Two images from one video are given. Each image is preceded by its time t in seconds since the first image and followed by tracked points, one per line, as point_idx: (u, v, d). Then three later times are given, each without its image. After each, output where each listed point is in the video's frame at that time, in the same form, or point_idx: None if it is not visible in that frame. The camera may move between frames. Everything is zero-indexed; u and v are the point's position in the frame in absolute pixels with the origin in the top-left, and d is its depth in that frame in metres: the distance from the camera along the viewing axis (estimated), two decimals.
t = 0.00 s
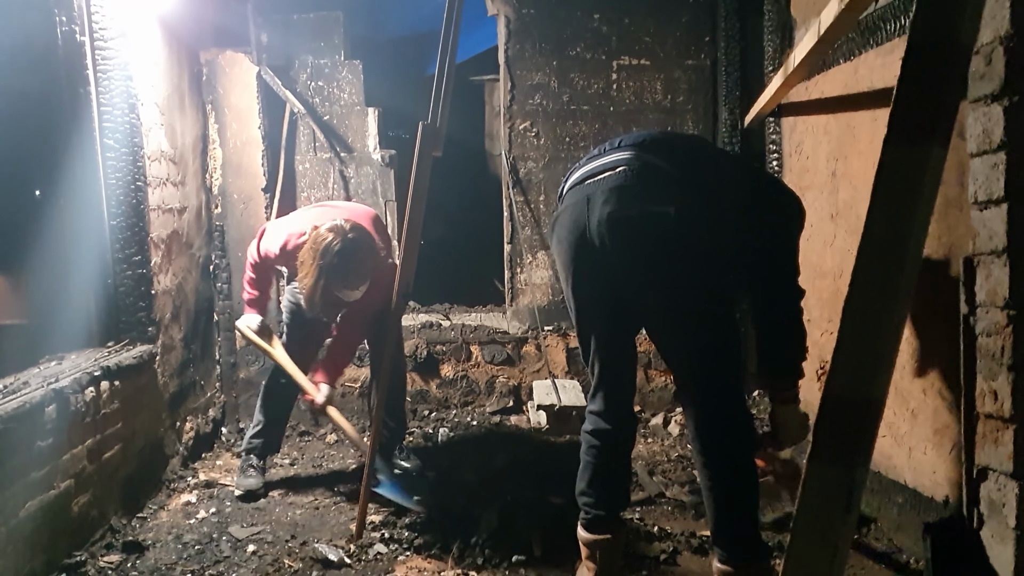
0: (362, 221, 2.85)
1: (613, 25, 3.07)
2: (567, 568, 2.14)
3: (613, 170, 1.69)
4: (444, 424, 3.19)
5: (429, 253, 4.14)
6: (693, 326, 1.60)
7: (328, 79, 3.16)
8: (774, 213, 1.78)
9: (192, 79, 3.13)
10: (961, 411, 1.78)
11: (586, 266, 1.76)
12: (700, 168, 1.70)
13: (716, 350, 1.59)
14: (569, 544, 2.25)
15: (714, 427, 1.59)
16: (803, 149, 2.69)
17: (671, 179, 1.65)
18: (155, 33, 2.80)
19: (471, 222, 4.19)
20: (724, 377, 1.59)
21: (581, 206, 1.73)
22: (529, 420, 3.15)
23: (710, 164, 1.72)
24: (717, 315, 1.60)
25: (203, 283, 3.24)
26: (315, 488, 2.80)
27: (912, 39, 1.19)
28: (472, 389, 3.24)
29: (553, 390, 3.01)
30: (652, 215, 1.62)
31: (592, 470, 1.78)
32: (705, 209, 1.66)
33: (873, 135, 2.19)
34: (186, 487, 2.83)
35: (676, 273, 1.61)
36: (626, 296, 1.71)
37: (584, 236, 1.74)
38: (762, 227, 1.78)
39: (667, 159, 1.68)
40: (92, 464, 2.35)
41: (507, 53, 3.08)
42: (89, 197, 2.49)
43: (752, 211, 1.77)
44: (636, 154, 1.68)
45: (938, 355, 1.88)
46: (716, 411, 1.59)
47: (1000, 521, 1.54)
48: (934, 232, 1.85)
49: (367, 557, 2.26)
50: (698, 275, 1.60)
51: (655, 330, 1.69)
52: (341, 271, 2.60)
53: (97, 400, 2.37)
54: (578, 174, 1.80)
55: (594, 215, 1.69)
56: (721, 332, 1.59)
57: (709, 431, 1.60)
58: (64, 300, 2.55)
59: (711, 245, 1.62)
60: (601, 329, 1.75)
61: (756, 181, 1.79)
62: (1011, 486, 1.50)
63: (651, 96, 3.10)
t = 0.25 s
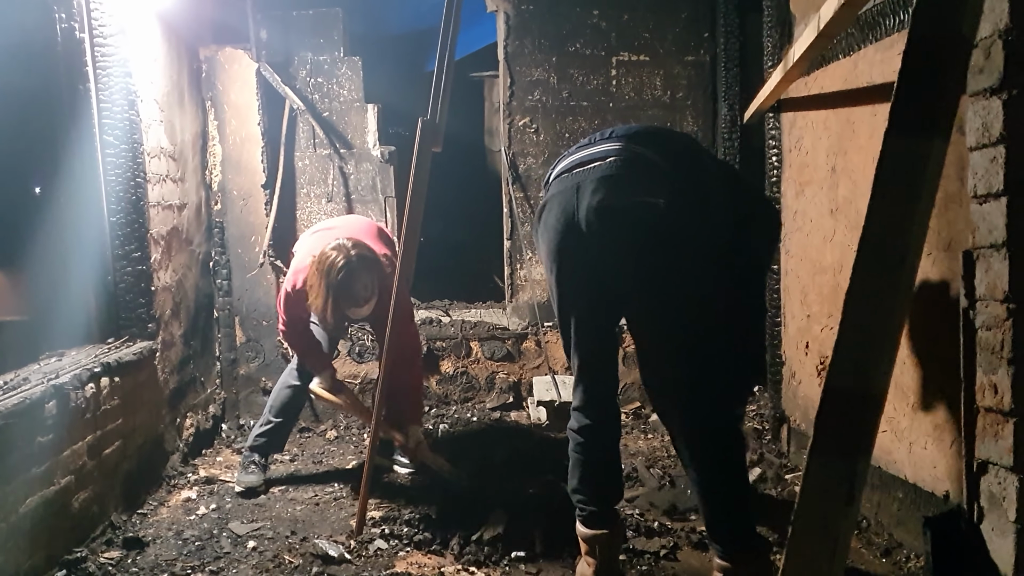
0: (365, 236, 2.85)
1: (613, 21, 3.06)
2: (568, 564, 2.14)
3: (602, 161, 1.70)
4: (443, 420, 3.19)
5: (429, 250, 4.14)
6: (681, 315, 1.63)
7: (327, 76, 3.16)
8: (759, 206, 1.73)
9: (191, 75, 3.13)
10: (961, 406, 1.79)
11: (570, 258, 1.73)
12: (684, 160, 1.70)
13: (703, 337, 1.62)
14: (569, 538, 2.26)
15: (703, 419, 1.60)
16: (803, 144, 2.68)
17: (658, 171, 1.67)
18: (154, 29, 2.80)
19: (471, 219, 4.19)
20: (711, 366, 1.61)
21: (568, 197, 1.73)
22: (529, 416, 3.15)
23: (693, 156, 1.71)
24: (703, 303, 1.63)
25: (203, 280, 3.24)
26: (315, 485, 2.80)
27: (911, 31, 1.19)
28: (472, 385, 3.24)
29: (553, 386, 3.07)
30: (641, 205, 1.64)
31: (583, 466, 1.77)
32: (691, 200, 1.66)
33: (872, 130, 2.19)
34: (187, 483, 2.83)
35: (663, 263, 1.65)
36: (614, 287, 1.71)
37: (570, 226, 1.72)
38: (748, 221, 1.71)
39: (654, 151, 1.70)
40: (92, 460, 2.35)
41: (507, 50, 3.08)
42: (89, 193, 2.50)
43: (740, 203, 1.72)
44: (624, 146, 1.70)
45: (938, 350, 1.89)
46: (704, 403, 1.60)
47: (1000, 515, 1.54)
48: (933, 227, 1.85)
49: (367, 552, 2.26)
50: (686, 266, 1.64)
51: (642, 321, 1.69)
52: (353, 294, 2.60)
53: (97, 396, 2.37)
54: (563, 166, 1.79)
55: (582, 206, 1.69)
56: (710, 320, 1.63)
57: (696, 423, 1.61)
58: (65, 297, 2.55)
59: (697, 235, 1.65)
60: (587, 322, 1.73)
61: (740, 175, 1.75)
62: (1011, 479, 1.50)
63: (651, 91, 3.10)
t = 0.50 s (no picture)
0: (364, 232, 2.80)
1: (612, 14, 3.06)
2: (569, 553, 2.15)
3: (599, 149, 1.68)
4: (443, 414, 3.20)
5: (429, 244, 4.14)
6: (676, 304, 1.66)
7: (325, 69, 3.16)
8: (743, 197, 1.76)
9: (189, 69, 3.12)
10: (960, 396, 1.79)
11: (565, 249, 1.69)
12: (680, 148, 1.68)
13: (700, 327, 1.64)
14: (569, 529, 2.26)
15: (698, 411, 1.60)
16: (803, 136, 2.68)
17: (656, 159, 1.66)
18: (152, 23, 2.79)
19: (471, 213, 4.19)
20: (708, 356, 1.63)
21: (564, 186, 1.70)
22: (530, 409, 3.15)
23: (689, 145, 1.69)
24: (700, 292, 1.66)
25: (202, 274, 3.24)
26: (316, 478, 2.81)
27: (911, 17, 1.19)
28: (472, 379, 3.24)
29: (553, 379, 3.07)
30: (640, 195, 1.63)
31: (580, 460, 1.75)
32: (687, 190, 1.66)
33: (872, 122, 2.19)
34: (187, 477, 2.83)
35: (657, 254, 1.68)
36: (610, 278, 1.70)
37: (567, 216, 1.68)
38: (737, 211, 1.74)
39: (651, 139, 1.68)
40: (93, 454, 2.36)
41: (506, 42, 3.07)
42: (88, 187, 2.50)
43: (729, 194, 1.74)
44: (622, 134, 1.68)
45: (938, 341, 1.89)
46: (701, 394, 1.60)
47: (999, 503, 1.54)
48: (932, 217, 1.85)
49: (367, 545, 2.26)
50: (682, 256, 1.66)
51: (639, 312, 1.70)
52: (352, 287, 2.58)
53: (97, 390, 2.38)
54: (556, 154, 1.75)
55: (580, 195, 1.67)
56: (706, 309, 1.65)
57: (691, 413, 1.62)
58: (64, 291, 2.55)
59: (694, 226, 1.66)
60: (584, 315, 1.70)
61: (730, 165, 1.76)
62: (1010, 468, 1.51)
63: (650, 84, 3.09)
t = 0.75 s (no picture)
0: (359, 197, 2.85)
1: (611, 7, 3.05)
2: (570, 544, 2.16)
3: (617, 137, 1.69)
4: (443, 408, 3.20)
5: (428, 239, 4.14)
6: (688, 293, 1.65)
7: (325, 63, 3.19)
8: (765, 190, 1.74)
9: (188, 64, 3.11)
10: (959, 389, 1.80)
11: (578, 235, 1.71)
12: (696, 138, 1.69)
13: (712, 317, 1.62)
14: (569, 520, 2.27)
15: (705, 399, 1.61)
16: (802, 129, 2.68)
17: (674, 147, 1.67)
18: (151, 17, 2.78)
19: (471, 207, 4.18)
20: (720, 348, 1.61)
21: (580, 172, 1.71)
22: (530, 403, 3.15)
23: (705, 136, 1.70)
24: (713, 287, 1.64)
25: (202, 269, 3.23)
26: (316, 472, 2.81)
27: (910, 9, 1.19)
28: (472, 373, 3.25)
29: (553, 372, 3.08)
30: (654, 183, 1.64)
31: (583, 453, 1.76)
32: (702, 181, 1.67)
33: (871, 115, 2.19)
34: (188, 471, 2.84)
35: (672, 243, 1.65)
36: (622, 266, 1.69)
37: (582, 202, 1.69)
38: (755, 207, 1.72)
39: (668, 127, 1.69)
40: (94, 448, 2.36)
41: (505, 36, 3.07)
42: (88, 181, 2.49)
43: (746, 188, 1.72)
44: (639, 122, 1.69)
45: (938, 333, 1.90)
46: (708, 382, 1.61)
47: (998, 495, 1.54)
48: (932, 210, 1.85)
49: (368, 538, 2.27)
50: (696, 247, 1.64)
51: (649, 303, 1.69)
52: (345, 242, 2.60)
53: (97, 384, 2.38)
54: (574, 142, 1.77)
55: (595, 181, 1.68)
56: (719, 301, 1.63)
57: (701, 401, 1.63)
58: (64, 286, 2.55)
59: (704, 217, 1.66)
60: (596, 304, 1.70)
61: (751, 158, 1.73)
62: (1009, 460, 1.51)
63: (650, 78, 3.09)
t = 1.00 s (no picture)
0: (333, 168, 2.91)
1: (612, 4, 3.05)
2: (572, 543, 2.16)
3: (643, 140, 1.64)
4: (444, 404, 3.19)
5: (429, 236, 4.14)
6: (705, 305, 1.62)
7: (326, 61, 3.25)
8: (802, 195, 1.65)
9: (190, 62, 3.10)
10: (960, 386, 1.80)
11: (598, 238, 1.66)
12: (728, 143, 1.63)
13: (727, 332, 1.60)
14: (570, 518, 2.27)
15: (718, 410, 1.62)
16: (803, 127, 2.68)
17: (705, 152, 1.61)
18: (153, 15, 2.77)
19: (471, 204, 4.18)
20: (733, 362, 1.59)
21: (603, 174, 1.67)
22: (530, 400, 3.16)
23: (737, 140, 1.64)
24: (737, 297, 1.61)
25: (203, 266, 3.24)
26: (318, 470, 2.82)
27: (910, 5, 1.19)
28: (473, 370, 3.25)
29: (553, 370, 3.07)
30: (678, 190, 1.60)
31: (592, 459, 1.74)
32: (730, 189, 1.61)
33: (871, 112, 2.19)
34: (190, 468, 2.84)
35: (691, 253, 1.62)
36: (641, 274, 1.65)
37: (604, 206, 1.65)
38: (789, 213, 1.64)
39: (698, 132, 1.63)
40: (95, 445, 2.36)
41: (506, 33, 3.06)
42: (90, 180, 2.50)
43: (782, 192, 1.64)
44: (666, 124, 1.64)
45: (939, 330, 1.90)
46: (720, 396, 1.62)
47: (999, 492, 1.55)
48: (933, 207, 1.85)
49: (369, 536, 2.27)
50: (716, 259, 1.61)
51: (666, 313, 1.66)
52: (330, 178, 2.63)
53: (99, 381, 2.38)
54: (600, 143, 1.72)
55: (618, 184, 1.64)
56: (736, 316, 1.60)
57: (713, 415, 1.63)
58: (66, 284, 2.55)
59: (728, 227, 1.61)
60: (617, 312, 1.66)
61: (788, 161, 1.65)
62: (1010, 457, 1.51)
63: (651, 75, 3.09)
